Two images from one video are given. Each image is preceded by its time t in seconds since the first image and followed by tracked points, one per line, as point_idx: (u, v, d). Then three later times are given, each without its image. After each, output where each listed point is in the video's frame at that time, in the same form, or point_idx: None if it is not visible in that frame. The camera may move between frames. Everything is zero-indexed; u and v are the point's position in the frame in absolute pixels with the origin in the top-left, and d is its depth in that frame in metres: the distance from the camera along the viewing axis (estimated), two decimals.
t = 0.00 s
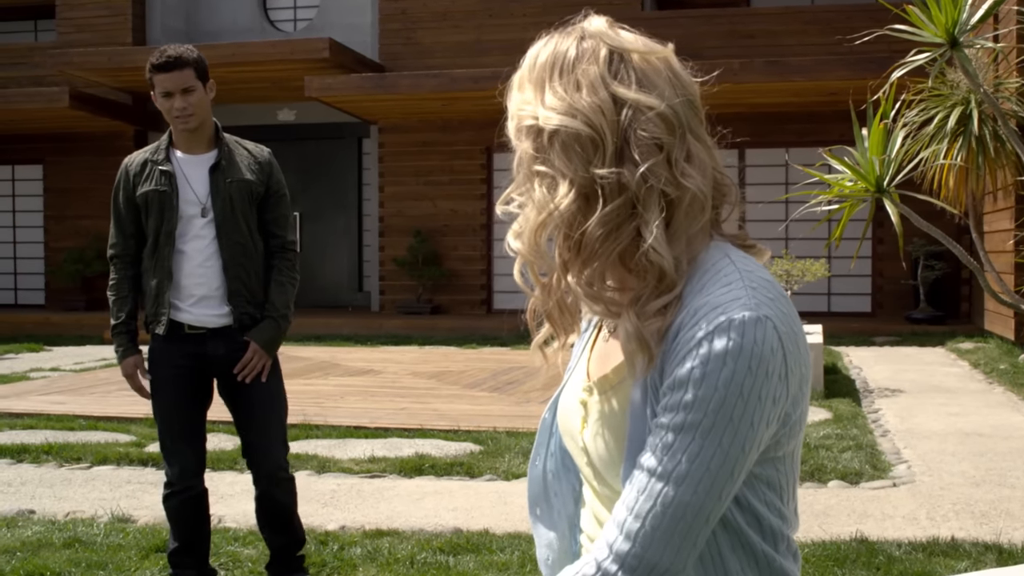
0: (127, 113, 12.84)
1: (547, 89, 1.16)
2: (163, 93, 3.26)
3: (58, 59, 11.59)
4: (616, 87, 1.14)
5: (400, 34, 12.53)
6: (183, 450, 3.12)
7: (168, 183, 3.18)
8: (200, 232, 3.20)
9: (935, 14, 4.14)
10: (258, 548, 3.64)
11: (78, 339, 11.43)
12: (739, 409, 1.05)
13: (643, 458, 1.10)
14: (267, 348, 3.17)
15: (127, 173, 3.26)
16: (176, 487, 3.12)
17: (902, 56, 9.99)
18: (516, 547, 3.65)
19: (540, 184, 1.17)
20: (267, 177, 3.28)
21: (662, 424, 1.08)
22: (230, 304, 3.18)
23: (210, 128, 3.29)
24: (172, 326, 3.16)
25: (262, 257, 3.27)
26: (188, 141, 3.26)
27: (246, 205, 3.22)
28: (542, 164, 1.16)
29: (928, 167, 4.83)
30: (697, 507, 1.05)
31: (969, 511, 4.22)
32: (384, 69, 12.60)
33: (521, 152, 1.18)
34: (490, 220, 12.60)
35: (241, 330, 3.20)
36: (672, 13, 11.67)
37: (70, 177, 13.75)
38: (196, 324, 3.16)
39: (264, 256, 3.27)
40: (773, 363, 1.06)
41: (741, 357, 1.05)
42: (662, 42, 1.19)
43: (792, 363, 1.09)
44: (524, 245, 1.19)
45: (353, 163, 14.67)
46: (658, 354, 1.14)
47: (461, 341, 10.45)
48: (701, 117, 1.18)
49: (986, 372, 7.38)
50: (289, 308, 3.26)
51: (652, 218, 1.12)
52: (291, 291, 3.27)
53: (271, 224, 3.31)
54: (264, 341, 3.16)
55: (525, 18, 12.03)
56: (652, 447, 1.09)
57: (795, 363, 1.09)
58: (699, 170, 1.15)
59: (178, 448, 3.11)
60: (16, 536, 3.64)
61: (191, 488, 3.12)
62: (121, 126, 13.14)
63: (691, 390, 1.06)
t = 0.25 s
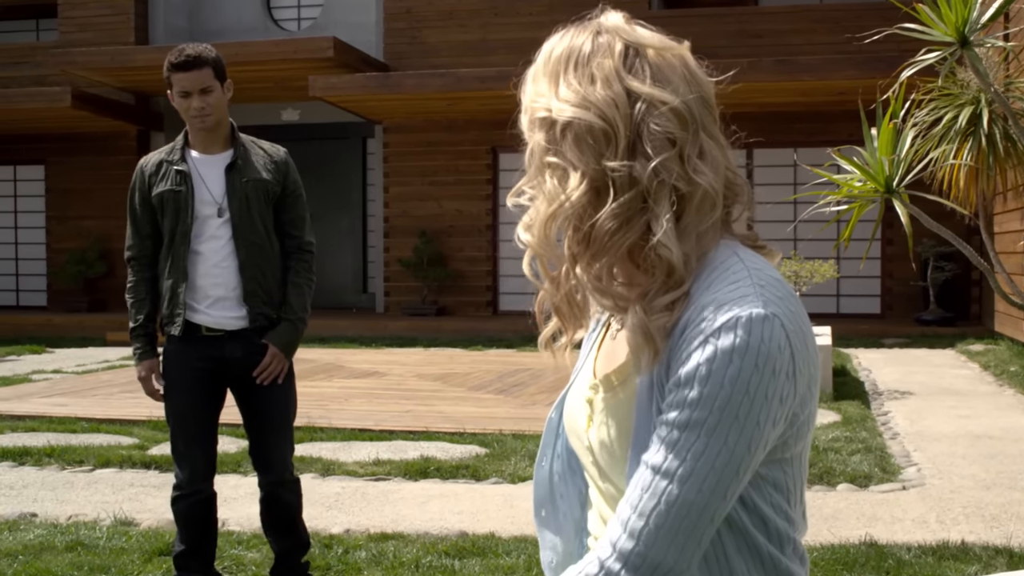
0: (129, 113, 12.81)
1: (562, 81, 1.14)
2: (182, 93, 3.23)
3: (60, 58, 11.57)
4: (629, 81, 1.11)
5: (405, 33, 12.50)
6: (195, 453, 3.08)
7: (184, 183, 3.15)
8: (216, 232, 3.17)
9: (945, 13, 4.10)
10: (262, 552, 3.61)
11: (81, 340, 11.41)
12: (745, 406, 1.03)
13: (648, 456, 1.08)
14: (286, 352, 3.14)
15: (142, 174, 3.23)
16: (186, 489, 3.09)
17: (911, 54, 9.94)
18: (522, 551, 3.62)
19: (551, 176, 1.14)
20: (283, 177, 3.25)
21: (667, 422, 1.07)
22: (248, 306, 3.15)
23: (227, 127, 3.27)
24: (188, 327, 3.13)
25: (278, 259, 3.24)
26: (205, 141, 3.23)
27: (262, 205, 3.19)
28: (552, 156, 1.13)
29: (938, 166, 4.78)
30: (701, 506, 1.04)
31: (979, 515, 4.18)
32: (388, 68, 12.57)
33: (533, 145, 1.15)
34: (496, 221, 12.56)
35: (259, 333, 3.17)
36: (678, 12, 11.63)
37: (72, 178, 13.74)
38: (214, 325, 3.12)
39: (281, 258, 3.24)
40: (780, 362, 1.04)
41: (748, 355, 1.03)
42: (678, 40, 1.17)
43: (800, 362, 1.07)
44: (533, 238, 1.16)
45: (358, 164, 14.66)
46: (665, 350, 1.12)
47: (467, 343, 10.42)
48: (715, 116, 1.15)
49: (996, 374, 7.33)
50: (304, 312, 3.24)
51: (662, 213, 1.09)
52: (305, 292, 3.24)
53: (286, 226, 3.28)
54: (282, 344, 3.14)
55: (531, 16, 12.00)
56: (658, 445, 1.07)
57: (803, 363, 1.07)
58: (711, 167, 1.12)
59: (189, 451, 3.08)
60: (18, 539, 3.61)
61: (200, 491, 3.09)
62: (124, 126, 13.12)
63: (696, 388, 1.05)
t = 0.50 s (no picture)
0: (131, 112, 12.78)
1: (582, 74, 1.11)
2: (196, 94, 3.19)
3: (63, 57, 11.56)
4: (650, 76, 1.09)
5: (411, 31, 12.46)
6: (206, 456, 3.06)
7: (200, 184, 3.11)
8: (233, 233, 3.14)
9: (956, 11, 4.05)
10: (267, 555, 3.57)
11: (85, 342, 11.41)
12: (756, 402, 1.00)
13: (657, 452, 1.05)
14: (302, 348, 3.11)
15: (156, 174, 3.19)
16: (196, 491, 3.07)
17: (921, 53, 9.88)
18: (529, 554, 3.58)
19: (568, 169, 1.11)
20: (299, 177, 3.22)
21: (676, 417, 1.04)
22: (266, 306, 3.12)
23: (242, 128, 3.23)
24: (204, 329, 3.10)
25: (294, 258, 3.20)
26: (219, 142, 3.20)
27: (280, 206, 3.16)
28: (569, 148, 1.11)
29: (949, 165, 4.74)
30: (709, 504, 1.00)
31: (991, 518, 4.13)
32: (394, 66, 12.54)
33: (553, 137, 1.11)
34: (503, 222, 12.53)
35: (276, 331, 3.14)
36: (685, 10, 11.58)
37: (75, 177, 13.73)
38: (230, 325, 3.10)
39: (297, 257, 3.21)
40: (792, 360, 1.01)
41: (759, 352, 1.00)
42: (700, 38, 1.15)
43: (812, 361, 1.04)
44: (549, 232, 1.13)
45: (363, 163, 14.63)
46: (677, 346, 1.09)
47: (473, 344, 10.38)
48: (735, 116, 1.12)
49: (1008, 376, 7.27)
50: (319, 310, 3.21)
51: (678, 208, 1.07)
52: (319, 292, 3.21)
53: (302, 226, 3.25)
54: (298, 341, 3.11)
55: (538, 15, 11.96)
56: (665, 441, 1.04)
57: (816, 363, 1.04)
58: (728, 165, 1.10)
59: (200, 454, 3.05)
60: (21, 542, 3.59)
61: (208, 493, 3.08)
62: (127, 125, 13.12)
63: (705, 384, 1.02)
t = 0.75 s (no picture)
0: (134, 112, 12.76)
1: (601, 71, 1.10)
2: (206, 95, 3.16)
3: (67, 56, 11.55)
4: (668, 73, 1.07)
5: (417, 30, 12.43)
6: (212, 457, 3.03)
7: (208, 185, 3.09)
8: (241, 233, 3.11)
9: (968, 10, 4.01)
10: (272, 559, 3.54)
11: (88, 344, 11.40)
12: (771, 404, 0.97)
13: (670, 453, 1.02)
14: (310, 351, 3.08)
15: (165, 174, 3.16)
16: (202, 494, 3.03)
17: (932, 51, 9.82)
18: (536, 558, 3.54)
19: (586, 166, 1.10)
20: (309, 178, 3.19)
21: (690, 417, 1.01)
22: (275, 307, 3.09)
23: (252, 127, 3.20)
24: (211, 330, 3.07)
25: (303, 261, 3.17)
26: (229, 142, 3.17)
27: (289, 207, 3.13)
28: (588, 144, 1.10)
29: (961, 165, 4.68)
30: (722, 507, 0.97)
31: (1002, 521, 4.08)
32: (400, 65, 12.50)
33: (571, 134, 1.11)
34: (510, 223, 12.49)
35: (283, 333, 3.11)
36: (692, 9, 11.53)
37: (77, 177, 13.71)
38: (236, 326, 3.06)
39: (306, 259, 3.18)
40: (808, 362, 0.98)
41: (775, 353, 0.97)
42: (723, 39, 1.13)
43: (829, 365, 1.01)
44: (566, 229, 1.11)
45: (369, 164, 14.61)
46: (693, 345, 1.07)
47: (480, 346, 10.34)
48: (756, 117, 1.10)
49: (1020, 378, 7.21)
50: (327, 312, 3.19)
51: (695, 206, 1.05)
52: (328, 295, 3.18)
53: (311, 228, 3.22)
54: (307, 344, 3.08)
55: (546, 14, 11.93)
56: (679, 441, 1.01)
57: (834, 366, 1.01)
58: (747, 164, 1.08)
59: (206, 455, 3.02)
60: (24, 546, 3.56)
61: (215, 497, 3.04)
62: (130, 125, 13.10)
63: (720, 386, 0.99)
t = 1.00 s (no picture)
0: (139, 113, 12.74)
1: (617, 67, 1.07)
2: (216, 90, 3.14)
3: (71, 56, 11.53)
4: (688, 70, 1.04)
5: (423, 29, 12.40)
6: (215, 460, 2.99)
7: (212, 186, 3.05)
8: (245, 234, 3.08)
9: (979, 9, 3.97)
10: (276, 563, 3.50)
11: (92, 345, 11.37)
12: (787, 408, 0.93)
13: (683, 457, 0.98)
14: (314, 353, 3.04)
15: (168, 174, 3.13)
16: (205, 497, 3.00)
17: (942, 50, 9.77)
18: (543, 562, 3.50)
19: (602, 164, 1.07)
20: (314, 180, 3.16)
21: (703, 420, 0.97)
22: (279, 309, 3.06)
23: (258, 126, 3.17)
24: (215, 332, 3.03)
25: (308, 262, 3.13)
26: (235, 141, 3.14)
27: (294, 208, 3.10)
28: (604, 141, 1.06)
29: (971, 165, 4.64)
30: (735, 513, 0.94)
31: (1014, 525, 4.03)
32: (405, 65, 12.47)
33: (586, 133, 1.08)
34: (517, 225, 12.45)
35: (288, 335, 3.08)
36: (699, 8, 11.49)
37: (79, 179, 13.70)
38: (240, 328, 3.03)
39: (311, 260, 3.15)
40: (826, 368, 0.94)
41: (792, 359, 0.94)
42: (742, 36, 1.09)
43: (847, 372, 0.97)
44: (582, 227, 1.08)
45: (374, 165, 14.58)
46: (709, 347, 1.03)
47: (486, 348, 10.31)
48: (774, 114, 1.06)
49: None
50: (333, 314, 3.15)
51: (713, 204, 1.01)
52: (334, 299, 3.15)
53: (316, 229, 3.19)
54: (310, 346, 3.04)
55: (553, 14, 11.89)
56: (692, 445, 0.97)
57: (852, 373, 0.97)
58: (765, 165, 1.04)
59: (209, 458, 2.99)
60: (26, 550, 3.53)
61: (217, 500, 3.00)
62: (134, 126, 13.09)
63: (735, 390, 0.95)
